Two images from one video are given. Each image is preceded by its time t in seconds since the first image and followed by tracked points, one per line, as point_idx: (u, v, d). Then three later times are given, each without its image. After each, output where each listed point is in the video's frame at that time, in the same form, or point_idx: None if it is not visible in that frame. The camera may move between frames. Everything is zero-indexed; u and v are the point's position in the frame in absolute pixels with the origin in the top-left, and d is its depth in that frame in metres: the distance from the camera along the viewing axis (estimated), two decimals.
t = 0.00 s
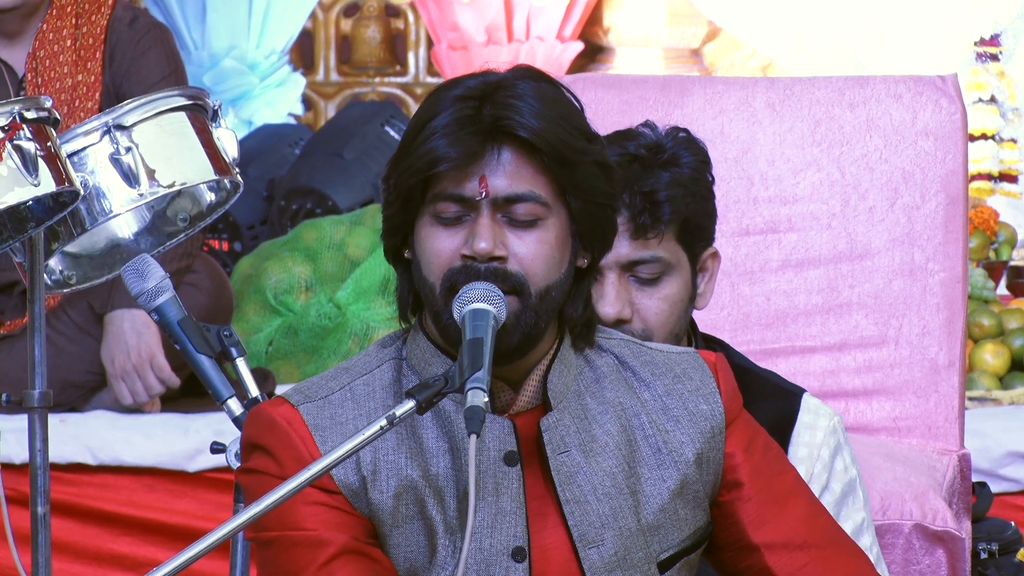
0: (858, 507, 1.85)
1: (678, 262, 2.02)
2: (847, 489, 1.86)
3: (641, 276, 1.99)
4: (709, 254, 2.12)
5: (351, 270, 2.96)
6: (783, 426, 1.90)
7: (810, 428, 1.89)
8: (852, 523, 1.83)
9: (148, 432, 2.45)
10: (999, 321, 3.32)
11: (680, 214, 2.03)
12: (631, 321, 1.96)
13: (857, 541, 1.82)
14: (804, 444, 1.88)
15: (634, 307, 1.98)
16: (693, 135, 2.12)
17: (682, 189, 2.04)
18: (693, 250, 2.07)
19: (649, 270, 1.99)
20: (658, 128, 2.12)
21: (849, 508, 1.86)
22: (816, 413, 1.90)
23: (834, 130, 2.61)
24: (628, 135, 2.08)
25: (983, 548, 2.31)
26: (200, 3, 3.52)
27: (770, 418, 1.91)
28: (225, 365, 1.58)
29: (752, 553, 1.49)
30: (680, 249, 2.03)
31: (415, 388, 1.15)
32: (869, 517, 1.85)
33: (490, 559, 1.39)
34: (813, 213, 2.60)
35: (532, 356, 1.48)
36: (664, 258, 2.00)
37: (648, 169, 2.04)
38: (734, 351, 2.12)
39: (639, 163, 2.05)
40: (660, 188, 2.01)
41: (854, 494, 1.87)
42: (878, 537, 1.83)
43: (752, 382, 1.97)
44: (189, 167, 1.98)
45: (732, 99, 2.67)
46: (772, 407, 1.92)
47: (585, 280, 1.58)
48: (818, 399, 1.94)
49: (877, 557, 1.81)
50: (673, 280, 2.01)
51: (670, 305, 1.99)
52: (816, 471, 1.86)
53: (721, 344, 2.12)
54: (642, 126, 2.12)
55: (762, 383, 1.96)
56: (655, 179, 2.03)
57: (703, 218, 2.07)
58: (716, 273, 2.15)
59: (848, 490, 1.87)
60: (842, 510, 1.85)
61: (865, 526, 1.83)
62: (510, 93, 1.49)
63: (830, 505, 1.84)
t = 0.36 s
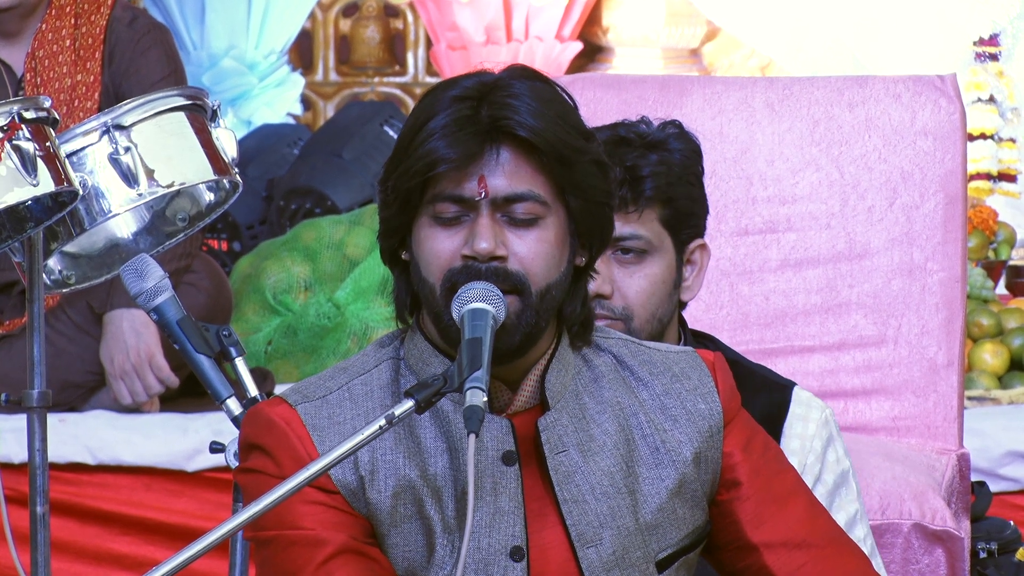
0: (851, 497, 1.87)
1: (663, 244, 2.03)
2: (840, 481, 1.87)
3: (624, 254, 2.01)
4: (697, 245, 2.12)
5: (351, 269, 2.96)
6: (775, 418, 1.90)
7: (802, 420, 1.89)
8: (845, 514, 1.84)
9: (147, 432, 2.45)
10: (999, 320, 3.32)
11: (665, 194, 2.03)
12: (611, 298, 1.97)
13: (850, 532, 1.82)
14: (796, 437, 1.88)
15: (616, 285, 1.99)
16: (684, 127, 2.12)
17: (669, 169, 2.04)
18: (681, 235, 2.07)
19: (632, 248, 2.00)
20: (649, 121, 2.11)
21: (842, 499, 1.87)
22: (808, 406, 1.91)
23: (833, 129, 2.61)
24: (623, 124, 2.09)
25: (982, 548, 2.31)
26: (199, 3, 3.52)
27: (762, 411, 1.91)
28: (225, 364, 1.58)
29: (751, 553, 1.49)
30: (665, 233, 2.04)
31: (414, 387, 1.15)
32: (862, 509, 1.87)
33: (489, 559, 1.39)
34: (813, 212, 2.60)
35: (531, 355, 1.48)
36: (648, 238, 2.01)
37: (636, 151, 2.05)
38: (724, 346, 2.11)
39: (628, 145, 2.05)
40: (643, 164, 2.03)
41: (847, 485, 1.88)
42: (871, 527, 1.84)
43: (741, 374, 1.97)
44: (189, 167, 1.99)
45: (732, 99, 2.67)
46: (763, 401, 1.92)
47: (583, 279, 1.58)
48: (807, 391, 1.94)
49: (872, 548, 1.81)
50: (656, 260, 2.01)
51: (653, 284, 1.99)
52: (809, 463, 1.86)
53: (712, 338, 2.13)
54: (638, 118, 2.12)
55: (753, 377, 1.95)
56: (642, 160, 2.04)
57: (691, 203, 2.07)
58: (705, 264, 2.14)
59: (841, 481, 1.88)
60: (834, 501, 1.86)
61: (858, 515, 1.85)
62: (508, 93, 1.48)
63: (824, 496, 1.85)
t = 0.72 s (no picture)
0: (852, 501, 1.85)
1: (674, 243, 2.02)
2: (842, 484, 1.86)
3: (635, 252, 2.00)
4: (708, 245, 2.10)
5: (350, 270, 2.96)
6: (782, 420, 1.91)
7: (808, 422, 1.90)
8: (845, 518, 1.82)
9: (147, 432, 2.45)
10: (998, 320, 3.32)
11: (677, 194, 2.03)
12: (621, 296, 1.96)
13: (850, 535, 1.81)
14: (802, 439, 1.89)
15: (626, 283, 1.99)
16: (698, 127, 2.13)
17: (681, 168, 2.04)
18: (692, 234, 2.06)
19: (643, 247, 1.99)
20: (662, 120, 2.12)
21: (844, 502, 1.85)
22: (816, 407, 1.91)
23: (833, 129, 2.61)
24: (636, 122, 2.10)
25: (982, 547, 2.31)
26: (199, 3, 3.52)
27: (768, 412, 1.92)
28: (225, 363, 1.58)
29: (750, 552, 1.49)
30: (677, 232, 2.03)
31: (414, 387, 1.15)
32: (864, 513, 1.84)
33: (488, 558, 1.39)
34: (812, 212, 2.60)
35: (530, 354, 1.48)
36: (660, 237, 2.00)
37: (650, 149, 2.04)
38: (733, 347, 2.11)
39: (640, 144, 2.05)
40: (656, 164, 2.02)
41: (850, 488, 1.86)
42: (873, 532, 1.83)
43: (749, 374, 1.99)
44: (188, 167, 1.99)
45: (731, 99, 2.67)
46: (771, 402, 1.93)
47: (581, 279, 1.58)
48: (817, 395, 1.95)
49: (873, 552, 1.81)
50: (667, 259, 2.00)
51: (663, 283, 1.98)
52: (813, 466, 1.86)
53: (720, 337, 2.13)
54: (650, 118, 2.13)
55: (758, 378, 1.97)
56: (656, 158, 2.03)
57: (704, 203, 2.07)
58: (716, 265, 2.13)
59: (843, 484, 1.87)
60: (835, 504, 1.85)
61: (859, 520, 1.83)
62: (508, 94, 1.49)
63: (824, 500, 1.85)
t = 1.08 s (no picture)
0: (857, 510, 1.85)
1: (685, 250, 2.01)
2: (847, 492, 1.86)
3: (646, 260, 1.99)
4: (716, 251, 2.10)
5: (349, 271, 2.96)
6: (788, 426, 1.91)
7: (814, 430, 1.90)
8: (849, 526, 1.83)
9: (146, 434, 2.45)
10: (997, 322, 3.32)
11: (690, 201, 2.02)
12: (632, 304, 1.96)
13: (855, 543, 1.82)
14: (807, 446, 1.89)
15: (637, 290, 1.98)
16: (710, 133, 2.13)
17: (693, 176, 2.04)
18: (703, 241, 2.06)
19: (655, 254, 1.99)
20: (676, 125, 2.12)
21: (848, 510, 1.85)
22: (821, 415, 1.91)
23: (832, 130, 2.61)
24: (648, 128, 2.10)
25: (980, 549, 2.31)
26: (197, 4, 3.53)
27: (774, 418, 1.92)
28: (224, 365, 1.58)
29: (750, 555, 1.49)
30: (688, 239, 2.03)
31: (413, 389, 1.15)
32: (868, 521, 1.85)
33: (487, 561, 1.39)
34: (811, 213, 2.60)
35: (530, 357, 1.48)
36: (671, 244, 2.00)
37: (661, 156, 2.04)
38: (741, 352, 2.08)
39: (652, 150, 2.05)
40: (670, 172, 2.01)
41: (854, 496, 1.86)
42: (876, 540, 1.84)
43: (753, 381, 1.98)
44: (187, 168, 1.99)
45: (730, 100, 2.66)
46: (778, 407, 1.93)
47: (581, 280, 1.58)
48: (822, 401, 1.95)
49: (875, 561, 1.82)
50: (678, 267, 2.00)
51: (674, 291, 1.98)
52: (818, 473, 1.86)
53: (727, 344, 2.11)
54: (662, 122, 2.13)
55: (764, 384, 1.97)
56: (668, 164, 2.03)
57: (715, 211, 2.06)
58: (725, 270, 2.13)
59: (848, 492, 1.86)
60: (840, 512, 1.85)
61: (863, 528, 1.83)
62: (504, 95, 1.48)
63: (828, 508, 1.84)
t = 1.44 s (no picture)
0: (859, 509, 1.84)
1: (688, 253, 2.01)
2: (848, 492, 1.86)
3: (650, 262, 1.99)
4: (720, 252, 2.11)
5: (350, 270, 2.96)
6: (789, 426, 1.91)
7: (816, 430, 1.90)
8: (850, 525, 1.82)
9: (147, 433, 2.45)
10: (998, 320, 3.32)
11: (693, 205, 2.02)
12: (635, 307, 1.96)
13: (856, 543, 1.81)
14: (809, 446, 1.89)
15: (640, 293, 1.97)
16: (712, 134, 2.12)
17: (696, 179, 2.04)
18: (705, 243, 2.06)
19: (658, 258, 1.98)
20: (678, 125, 2.11)
21: (850, 509, 1.85)
22: (823, 415, 1.92)
23: (832, 129, 2.61)
24: (651, 128, 2.09)
25: (982, 547, 2.31)
26: (199, 3, 3.52)
27: (775, 419, 1.93)
28: (225, 364, 1.58)
29: (750, 554, 1.49)
30: (691, 242, 2.03)
31: (414, 387, 1.15)
32: (870, 521, 1.84)
33: (486, 560, 1.39)
34: (812, 212, 2.60)
35: (529, 357, 1.48)
36: (675, 248, 1.99)
37: (664, 159, 2.04)
38: (743, 351, 2.11)
39: (655, 153, 2.04)
40: (673, 176, 2.01)
41: (856, 496, 1.85)
42: (878, 539, 1.83)
43: (756, 382, 2.00)
44: (188, 167, 1.99)
45: (731, 99, 2.66)
46: (779, 407, 1.94)
47: (579, 279, 1.58)
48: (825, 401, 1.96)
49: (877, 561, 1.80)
50: (681, 270, 2.00)
51: (677, 294, 1.98)
52: (819, 473, 1.86)
53: (728, 340, 2.13)
54: (665, 122, 2.12)
55: (767, 382, 1.99)
56: (670, 168, 2.03)
57: (718, 213, 2.06)
58: (727, 271, 2.14)
59: (849, 491, 1.86)
60: (841, 512, 1.84)
61: (866, 528, 1.82)
62: (501, 94, 1.48)
63: (830, 508, 1.84)
